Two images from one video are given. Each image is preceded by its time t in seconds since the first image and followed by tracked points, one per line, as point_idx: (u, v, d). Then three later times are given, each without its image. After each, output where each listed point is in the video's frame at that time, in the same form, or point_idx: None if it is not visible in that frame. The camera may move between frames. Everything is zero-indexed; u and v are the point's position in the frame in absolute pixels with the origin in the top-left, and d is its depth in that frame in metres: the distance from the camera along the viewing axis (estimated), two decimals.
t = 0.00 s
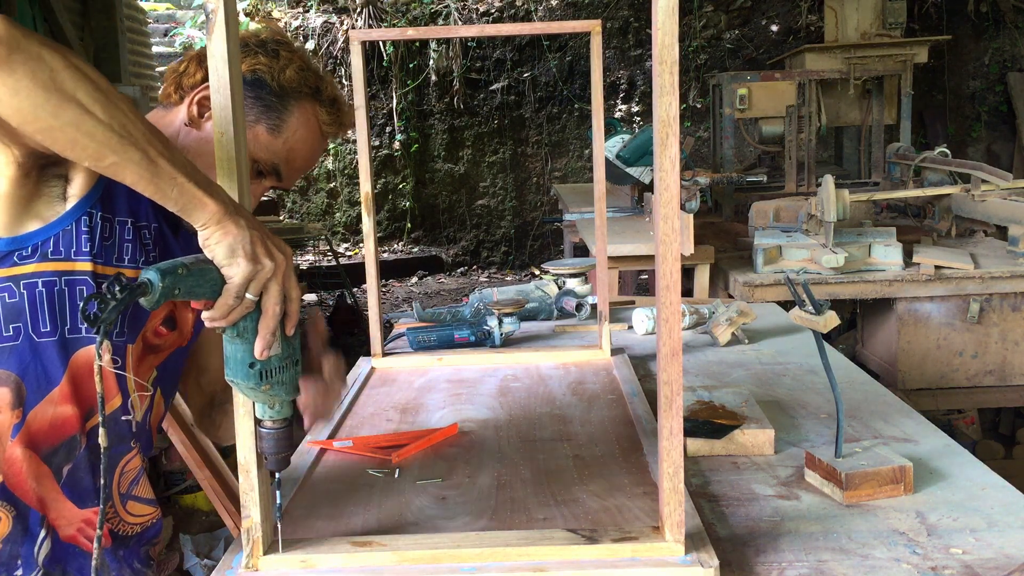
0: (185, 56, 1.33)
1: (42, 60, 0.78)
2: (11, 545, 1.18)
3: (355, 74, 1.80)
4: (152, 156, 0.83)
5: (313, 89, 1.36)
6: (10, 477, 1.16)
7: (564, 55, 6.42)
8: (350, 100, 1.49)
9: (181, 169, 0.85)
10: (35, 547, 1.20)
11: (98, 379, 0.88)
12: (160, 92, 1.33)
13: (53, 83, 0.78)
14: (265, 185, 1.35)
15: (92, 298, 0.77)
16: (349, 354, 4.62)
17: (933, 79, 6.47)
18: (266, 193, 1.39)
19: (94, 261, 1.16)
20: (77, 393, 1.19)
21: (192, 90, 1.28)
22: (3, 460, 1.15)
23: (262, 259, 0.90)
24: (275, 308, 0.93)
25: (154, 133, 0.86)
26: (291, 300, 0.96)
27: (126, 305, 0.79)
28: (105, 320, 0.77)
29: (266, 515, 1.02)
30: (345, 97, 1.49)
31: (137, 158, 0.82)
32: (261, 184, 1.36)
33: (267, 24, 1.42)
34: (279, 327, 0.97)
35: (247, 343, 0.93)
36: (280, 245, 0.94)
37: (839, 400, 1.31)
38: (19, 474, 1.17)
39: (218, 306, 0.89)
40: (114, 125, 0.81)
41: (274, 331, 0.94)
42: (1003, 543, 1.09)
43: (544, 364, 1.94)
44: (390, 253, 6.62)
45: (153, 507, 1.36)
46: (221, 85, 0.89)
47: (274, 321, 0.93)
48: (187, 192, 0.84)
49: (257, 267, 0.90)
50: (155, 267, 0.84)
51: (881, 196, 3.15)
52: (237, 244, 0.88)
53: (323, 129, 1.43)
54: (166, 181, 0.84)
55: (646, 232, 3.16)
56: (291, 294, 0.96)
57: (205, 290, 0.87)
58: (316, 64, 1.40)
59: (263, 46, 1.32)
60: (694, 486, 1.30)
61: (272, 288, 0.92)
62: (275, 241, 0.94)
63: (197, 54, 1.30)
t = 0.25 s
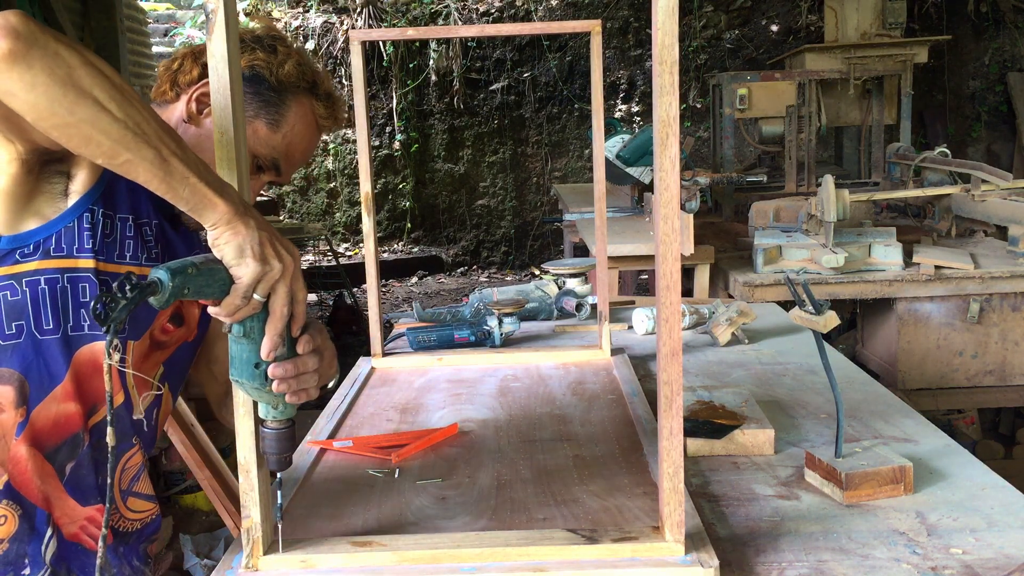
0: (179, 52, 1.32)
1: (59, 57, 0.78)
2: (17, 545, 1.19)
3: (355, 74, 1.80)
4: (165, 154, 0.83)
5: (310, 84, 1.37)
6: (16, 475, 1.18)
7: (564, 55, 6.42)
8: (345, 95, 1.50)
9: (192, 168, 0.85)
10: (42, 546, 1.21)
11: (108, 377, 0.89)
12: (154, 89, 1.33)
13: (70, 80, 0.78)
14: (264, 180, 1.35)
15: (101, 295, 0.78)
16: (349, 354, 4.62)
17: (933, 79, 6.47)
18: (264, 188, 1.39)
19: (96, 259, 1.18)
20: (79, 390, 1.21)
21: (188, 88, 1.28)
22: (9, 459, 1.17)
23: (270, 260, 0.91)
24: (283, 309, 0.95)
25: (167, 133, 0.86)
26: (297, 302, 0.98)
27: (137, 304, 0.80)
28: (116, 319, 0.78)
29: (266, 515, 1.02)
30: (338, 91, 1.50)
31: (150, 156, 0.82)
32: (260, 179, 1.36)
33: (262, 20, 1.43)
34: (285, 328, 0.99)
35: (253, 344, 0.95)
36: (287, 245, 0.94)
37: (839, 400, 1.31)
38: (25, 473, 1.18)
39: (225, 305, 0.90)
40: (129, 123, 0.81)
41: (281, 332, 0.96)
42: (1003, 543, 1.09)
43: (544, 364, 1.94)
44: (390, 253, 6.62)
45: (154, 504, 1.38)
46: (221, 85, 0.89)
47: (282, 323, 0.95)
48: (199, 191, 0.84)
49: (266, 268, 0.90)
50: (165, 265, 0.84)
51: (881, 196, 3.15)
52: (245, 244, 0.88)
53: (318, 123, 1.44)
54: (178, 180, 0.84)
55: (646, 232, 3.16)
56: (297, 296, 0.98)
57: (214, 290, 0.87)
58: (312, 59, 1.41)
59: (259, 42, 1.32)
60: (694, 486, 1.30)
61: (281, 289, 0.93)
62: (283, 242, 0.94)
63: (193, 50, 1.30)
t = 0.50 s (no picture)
0: (180, 53, 1.32)
1: (62, 56, 0.78)
2: (21, 544, 1.20)
3: (355, 74, 1.80)
4: (165, 154, 0.83)
5: (311, 85, 1.37)
6: (19, 474, 1.18)
7: (564, 55, 6.42)
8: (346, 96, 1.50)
9: (192, 167, 0.84)
10: (45, 544, 1.22)
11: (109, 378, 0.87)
12: (155, 89, 1.33)
13: (73, 78, 0.78)
14: (264, 180, 1.35)
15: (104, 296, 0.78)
16: (348, 354, 4.62)
17: (933, 79, 6.47)
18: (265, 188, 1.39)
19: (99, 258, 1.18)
20: (82, 389, 1.21)
21: (189, 88, 1.28)
22: (12, 457, 1.17)
23: (270, 260, 0.91)
24: (283, 310, 0.95)
25: (169, 132, 0.86)
26: (296, 302, 0.99)
27: (139, 305, 0.79)
28: (117, 319, 0.78)
29: (266, 515, 1.02)
30: (339, 93, 1.50)
31: (150, 155, 0.82)
32: (260, 179, 1.36)
33: (263, 22, 1.43)
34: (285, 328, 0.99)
35: (253, 344, 0.96)
36: (287, 245, 0.94)
37: (839, 400, 1.31)
38: (28, 472, 1.19)
39: (224, 305, 0.90)
40: (130, 122, 0.81)
41: (281, 332, 0.97)
42: (1003, 543, 1.09)
43: (544, 364, 1.94)
44: (390, 253, 6.62)
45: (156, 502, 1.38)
46: (221, 84, 0.89)
47: (282, 323, 0.95)
48: (199, 191, 0.84)
49: (266, 268, 0.90)
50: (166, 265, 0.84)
51: (881, 196, 3.15)
52: (245, 245, 0.88)
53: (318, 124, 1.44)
54: (178, 179, 0.84)
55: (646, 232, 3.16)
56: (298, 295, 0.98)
57: (214, 290, 0.87)
58: (312, 61, 1.41)
59: (260, 43, 1.32)
60: (694, 486, 1.30)
61: (281, 289, 0.93)
62: (283, 242, 0.94)
63: (194, 50, 1.30)
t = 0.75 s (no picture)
0: (181, 52, 1.32)
1: (63, 55, 0.78)
2: (24, 543, 1.20)
3: (355, 74, 1.80)
4: (165, 153, 0.83)
5: (312, 85, 1.37)
6: (22, 474, 1.18)
7: (564, 55, 6.42)
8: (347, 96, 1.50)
9: (193, 167, 0.85)
10: (48, 544, 1.22)
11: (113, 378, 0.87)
12: (155, 88, 1.33)
13: (74, 77, 0.78)
14: (265, 180, 1.35)
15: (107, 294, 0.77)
16: (348, 354, 4.62)
17: (933, 79, 6.48)
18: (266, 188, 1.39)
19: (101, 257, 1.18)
20: (84, 389, 1.21)
21: (190, 87, 1.28)
22: (15, 457, 1.18)
23: (271, 259, 0.91)
24: (284, 308, 0.96)
25: (168, 133, 0.86)
26: (297, 301, 0.99)
27: (141, 304, 0.79)
28: (120, 318, 0.77)
29: (266, 515, 1.02)
30: (341, 93, 1.50)
31: (151, 155, 0.82)
32: (261, 179, 1.36)
33: (265, 22, 1.43)
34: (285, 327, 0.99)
35: (253, 342, 0.96)
36: (287, 246, 0.95)
37: (839, 400, 1.31)
38: (31, 471, 1.19)
39: (226, 304, 0.90)
40: (131, 122, 0.82)
41: (281, 331, 0.97)
42: (1003, 543, 1.09)
43: (544, 364, 1.94)
44: (390, 253, 6.62)
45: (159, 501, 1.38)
46: (222, 85, 0.89)
47: (282, 322, 0.96)
48: (199, 190, 0.84)
49: (266, 267, 0.91)
50: (168, 262, 0.83)
51: (881, 196, 3.15)
52: (246, 244, 0.88)
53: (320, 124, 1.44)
54: (179, 179, 0.84)
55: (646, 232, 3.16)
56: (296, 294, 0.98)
57: (215, 288, 0.86)
58: (314, 61, 1.41)
59: (261, 42, 1.32)
60: (695, 486, 1.30)
61: (280, 288, 0.94)
62: (282, 243, 0.95)
63: (195, 50, 1.30)
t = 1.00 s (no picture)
0: (182, 52, 1.33)
1: (70, 49, 0.78)
2: (26, 541, 1.20)
3: (355, 74, 1.80)
4: (171, 150, 0.83)
5: (313, 85, 1.37)
6: (23, 472, 1.18)
7: (564, 55, 6.42)
8: (348, 96, 1.50)
9: (198, 165, 0.85)
10: (49, 542, 1.22)
11: (108, 377, 0.87)
12: (156, 88, 1.33)
13: (81, 73, 0.78)
14: (266, 180, 1.35)
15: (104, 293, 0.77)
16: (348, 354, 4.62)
17: (933, 79, 6.48)
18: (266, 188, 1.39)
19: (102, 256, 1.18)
20: (85, 388, 1.21)
21: (190, 87, 1.28)
22: (17, 455, 1.18)
23: (271, 260, 0.91)
24: (280, 309, 0.95)
25: (174, 128, 0.86)
26: (295, 302, 0.99)
27: (138, 302, 0.79)
28: (117, 317, 0.78)
29: (266, 515, 1.02)
30: (342, 93, 1.50)
31: (157, 151, 0.82)
32: (261, 179, 1.36)
33: (266, 23, 1.43)
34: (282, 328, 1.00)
35: (250, 341, 0.96)
36: (286, 247, 0.95)
37: (839, 400, 1.31)
38: (32, 470, 1.19)
39: (223, 304, 0.89)
40: (137, 119, 0.81)
41: (277, 331, 0.97)
42: (1003, 543, 1.09)
43: (544, 364, 1.94)
44: (390, 253, 6.62)
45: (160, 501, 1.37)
46: (221, 84, 0.89)
47: (278, 322, 0.95)
48: (205, 188, 0.84)
49: (266, 267, 0.91)
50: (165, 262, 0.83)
51: (881, 196, 3.15)
52: (246, 243, 0.89)
53: (320, 124, 1.44)
54: (183, 176, 0.84)
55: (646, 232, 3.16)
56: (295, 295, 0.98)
57: (213, 288, 0.87)
58: (314, 61, 1.41)
59: (262, 42, 1.32)
60: (695, 486, 1.30)
61: (279, 289, 0.94)
62: (284, 244, 0.95)
63: (195, 50, 1.31)
